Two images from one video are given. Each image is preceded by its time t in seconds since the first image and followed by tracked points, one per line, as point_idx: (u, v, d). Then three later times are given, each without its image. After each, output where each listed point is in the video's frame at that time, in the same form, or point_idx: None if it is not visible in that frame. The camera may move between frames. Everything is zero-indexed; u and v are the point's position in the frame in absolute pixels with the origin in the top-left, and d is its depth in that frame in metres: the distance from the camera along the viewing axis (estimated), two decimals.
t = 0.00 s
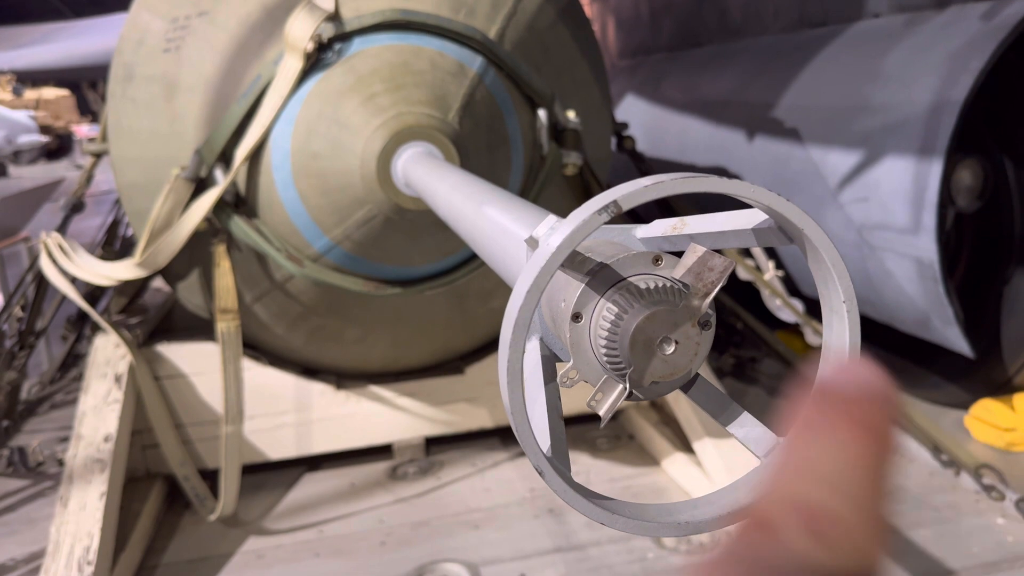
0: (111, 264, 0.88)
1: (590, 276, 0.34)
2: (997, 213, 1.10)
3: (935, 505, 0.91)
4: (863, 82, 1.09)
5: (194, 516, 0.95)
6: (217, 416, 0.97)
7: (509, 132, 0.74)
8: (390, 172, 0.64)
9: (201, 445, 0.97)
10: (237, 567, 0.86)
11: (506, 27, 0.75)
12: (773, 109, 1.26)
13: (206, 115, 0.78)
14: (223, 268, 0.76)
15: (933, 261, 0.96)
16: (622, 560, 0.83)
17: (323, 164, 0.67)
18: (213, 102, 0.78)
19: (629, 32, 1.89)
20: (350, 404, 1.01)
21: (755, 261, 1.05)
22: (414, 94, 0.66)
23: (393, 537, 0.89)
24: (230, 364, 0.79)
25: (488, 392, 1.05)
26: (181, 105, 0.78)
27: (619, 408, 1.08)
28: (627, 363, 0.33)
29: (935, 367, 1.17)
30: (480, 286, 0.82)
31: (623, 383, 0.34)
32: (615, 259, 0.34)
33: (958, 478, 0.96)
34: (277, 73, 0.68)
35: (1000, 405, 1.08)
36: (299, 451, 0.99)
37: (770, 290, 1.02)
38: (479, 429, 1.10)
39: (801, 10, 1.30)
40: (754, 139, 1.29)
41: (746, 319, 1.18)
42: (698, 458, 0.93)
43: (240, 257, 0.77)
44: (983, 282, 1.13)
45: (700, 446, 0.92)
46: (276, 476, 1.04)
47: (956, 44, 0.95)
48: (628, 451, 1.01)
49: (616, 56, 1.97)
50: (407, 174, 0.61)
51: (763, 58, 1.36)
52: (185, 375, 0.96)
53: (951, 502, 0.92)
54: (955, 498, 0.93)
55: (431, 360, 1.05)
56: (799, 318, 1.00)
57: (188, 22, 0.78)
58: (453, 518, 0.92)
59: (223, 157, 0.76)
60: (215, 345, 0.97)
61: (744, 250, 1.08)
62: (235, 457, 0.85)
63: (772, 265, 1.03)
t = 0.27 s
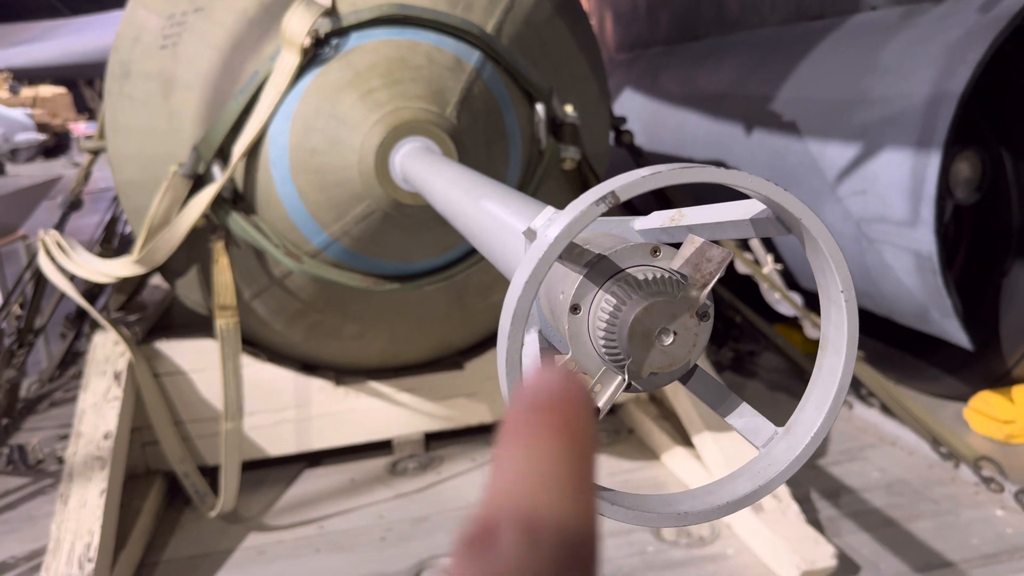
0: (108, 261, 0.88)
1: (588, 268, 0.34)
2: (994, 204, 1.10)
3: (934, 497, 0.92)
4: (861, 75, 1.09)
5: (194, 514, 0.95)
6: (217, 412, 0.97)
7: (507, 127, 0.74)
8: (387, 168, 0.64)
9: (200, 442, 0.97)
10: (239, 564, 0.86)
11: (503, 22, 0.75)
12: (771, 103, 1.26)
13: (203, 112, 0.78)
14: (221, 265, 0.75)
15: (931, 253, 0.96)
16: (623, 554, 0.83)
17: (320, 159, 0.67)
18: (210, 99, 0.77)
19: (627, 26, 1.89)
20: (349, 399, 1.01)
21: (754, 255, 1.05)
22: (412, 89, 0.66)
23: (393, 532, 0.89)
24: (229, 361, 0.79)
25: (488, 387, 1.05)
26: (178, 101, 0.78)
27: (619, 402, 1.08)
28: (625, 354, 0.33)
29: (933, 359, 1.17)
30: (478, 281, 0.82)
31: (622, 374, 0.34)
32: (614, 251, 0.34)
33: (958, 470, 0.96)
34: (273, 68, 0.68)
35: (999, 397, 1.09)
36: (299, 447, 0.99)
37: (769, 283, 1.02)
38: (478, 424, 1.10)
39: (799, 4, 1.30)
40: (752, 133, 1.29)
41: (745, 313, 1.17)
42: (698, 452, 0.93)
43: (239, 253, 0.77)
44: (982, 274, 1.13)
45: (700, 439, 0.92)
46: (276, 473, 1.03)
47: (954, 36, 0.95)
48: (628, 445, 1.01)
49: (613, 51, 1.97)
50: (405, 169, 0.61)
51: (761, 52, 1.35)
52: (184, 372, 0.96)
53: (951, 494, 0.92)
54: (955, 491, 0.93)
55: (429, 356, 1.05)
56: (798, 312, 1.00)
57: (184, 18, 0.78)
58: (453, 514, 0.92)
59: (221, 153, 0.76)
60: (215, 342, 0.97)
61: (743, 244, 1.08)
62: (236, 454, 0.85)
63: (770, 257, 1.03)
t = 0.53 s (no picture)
0: (108, 261, 0.88)
1: (593, 267, 0.35)
2: (994, 200, 1.10)
3: (935, 492, 0.92)
4: (860, 70, 1.09)
5: (195, 512, 0.95)
6: (218, 411, 0.97)
7: (507, 124, 0.74)
8: (387, 166, 0.64)
9: (201, 441, 0.97)
10: (240, 562, 0.86)
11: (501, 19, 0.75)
12: (770, 98, 1.26)
13: (202, 110, 0.78)
14: (222, 264, 0.76)
15: (931, 248, 0.96)
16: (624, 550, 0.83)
17: (320, 158, 0.67)
18: (209, 97, 0.77)
19: (626, 22, 1.89)
20: (350, 397, 1.01)
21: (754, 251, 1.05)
22: (411, 87, 0.66)
23: (395, 529, 0.90)
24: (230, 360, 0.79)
25: (489, 384, 1.05)
26: (177, 100, 0.78)
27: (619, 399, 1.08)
28: (629, 353, 0.34)
29: (934, 354, 1.18)
30: (479, 279, 0.82)
31: (626, 373, 0.35)
32: (619, 251, 0.35)
33: (958, 464, 0.96)
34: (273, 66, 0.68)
35: (998, 391, 1.09)
36: (300, 446, 0.99)
37: (769, 278, 1.02)
38: (479, 421, 1.10)
39: None
40: (752, 128, 1.29)
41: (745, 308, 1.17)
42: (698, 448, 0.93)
43: (239, 252, 0.77)
44: (983, 268, 1.13)
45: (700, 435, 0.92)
46: (277, 471, 1.04)
47: (954, 31, 0.95)
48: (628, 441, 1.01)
49: (612, 46, 1.97)
50: (405, 167, 0.61)
51: (760, 47, 1.36)
52: (185, 371, 0.96)
53: (951, 489, 0.93)
54: (955, 485, 0.93)
55: (429, 353, 1.05)
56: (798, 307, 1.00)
57: (183, 16, 0.78)
58: (454, 511, 0.93)
59: (220, 152, 0.76)
60: (215, 341, 0.97)
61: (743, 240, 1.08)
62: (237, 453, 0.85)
63: (770, 253, 1.03)
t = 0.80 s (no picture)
0: (102, 258, 0.88)
1: (575, 257, 0.34)
2: (991, 192, 1.10)
3: (932, 485, 0.92)
4: (855, 63, 1.09)
5: (193, 510, 0.95)
6: (215, 409, 0.97)
7: (501, 119, 0.74)
8: (381, 160, 0.64)
9: (199, 438, 0.97)
10: (239, 559, 0.86)
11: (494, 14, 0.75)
12: (766, 92, 1.26)
13: (196, 107, 0.77)
14: (217, 260, 0.76)
15: (927, 240, 0.96)
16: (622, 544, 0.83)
17: (314, 154, 0.67)
18: (202, 94, 0.77)
19: (621, 17, 1.89)
20: (347, 394, 1.01)
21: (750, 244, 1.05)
22: (405, 82, 0.66)
23: (393, 525, 0.90)
24: (226, 357, 0.79)
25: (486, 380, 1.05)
26: (171, 97, 0.78)
27: (616, 394, 1.08)
28: (612, 343, 0.33)
29: (932, 347, 1.17)
30: (474, 274, 0.82)
31: (609, 362, 0.34)
32: (601, 240, 0.34)
33: (955, 457, 0.96)
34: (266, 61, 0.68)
35: (997, 384, 1.09)
36: (297, 442, 1.00)
37: (764, 271, 1.02)
38: (477, 417, 1.10)
39: None
40: (748, 122, 1.29)
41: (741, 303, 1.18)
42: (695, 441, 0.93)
43: (233, 249, 0.77)
44: (979, 260, 1.13)
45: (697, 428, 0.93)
46: (275, 468, 1.04)
47: (949, 23, 0.95)
48: (626, 435, 1.01)
49: (608, 42, 1.97)
50: (398, 163, 0.61)
51: (755, 42, 1.36)
52: (181, 369, 0.96)
53: (949, 481, 0.93)
54: (952, 477, 0.93)
55: (426, 349, 1.04)
56: (793, 301, 1.00)
57: (176, 14, 0.78)
58: (452, 507, 0.93)
59: (214, 149, 0.76)
60: (212, 338, 0.97)
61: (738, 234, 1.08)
62: (234, 450, 0.85)
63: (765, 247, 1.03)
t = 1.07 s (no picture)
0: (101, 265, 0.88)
1: (564, 275, 0.35)
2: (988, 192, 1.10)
3: (929, 485, 0.92)
4: (851, 64, 1.09)
5: (194, 514, 0.95)
6: (215, 413, 0.97)
7: (498, 124, 0.74)
8: (377, 166, 0.64)
9: (199, 443, 0.97)
10: (239, 563, 0.86)
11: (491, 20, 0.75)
12: (763, 94, 1.26)
13: (194, 114, 0.78)
14: (215, 265, 0.76)
15: (924, 241, 0.97)
16: (620, 546, 0.83)
17: (311, 161, 0.67)
18: (200, 100, 0.77)
19: (619, 17, 1.91)
20: (347, 397, 1.01)
21: (748, 246, 1.06)
22: (402, 89, 0.66)
23: (393, 528, 0.90)
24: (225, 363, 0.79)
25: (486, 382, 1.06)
26: (169, 104, 0.79)
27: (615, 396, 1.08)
28: (600, 361, 0.34)
29: (930, 348, 1.18)
30: (471, 280, 0.83)
31: (597, 378, 0.35)
32: (588, 259, 0.34)
33: (952, 457, 0.97)
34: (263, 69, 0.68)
35: (993, 382, 1.12)
36: (297, 446, 1.00)
37: (761, 273, 1.03)
38: (477, 420, 1.11)
39: None
40: (745, 124, 1.30)
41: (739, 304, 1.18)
42: (693, 443, 0.94)
43: (232, 255, 0.77)
44: (977, 260, 1.13)
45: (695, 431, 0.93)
46: (275, 472, 1.04)
47: (944, 25, 0.96)
48: (624, 437, 1.02)
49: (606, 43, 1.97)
50: (395, 170, 0.61)
51: (752, 43, 1.36)
52: (181, 374, 0.96)
53: (946, 481, 0.93)
54: (949, 477, 0.94)
55: (424, 353, 1.05)
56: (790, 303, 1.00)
57: (174, 20, 0.79)
58: (452, 509, 0.93)
59: (212, 157, 0.76)
60: (212, 342, 0.97)
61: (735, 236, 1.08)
62: (234, 455, 0.85)
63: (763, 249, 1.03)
